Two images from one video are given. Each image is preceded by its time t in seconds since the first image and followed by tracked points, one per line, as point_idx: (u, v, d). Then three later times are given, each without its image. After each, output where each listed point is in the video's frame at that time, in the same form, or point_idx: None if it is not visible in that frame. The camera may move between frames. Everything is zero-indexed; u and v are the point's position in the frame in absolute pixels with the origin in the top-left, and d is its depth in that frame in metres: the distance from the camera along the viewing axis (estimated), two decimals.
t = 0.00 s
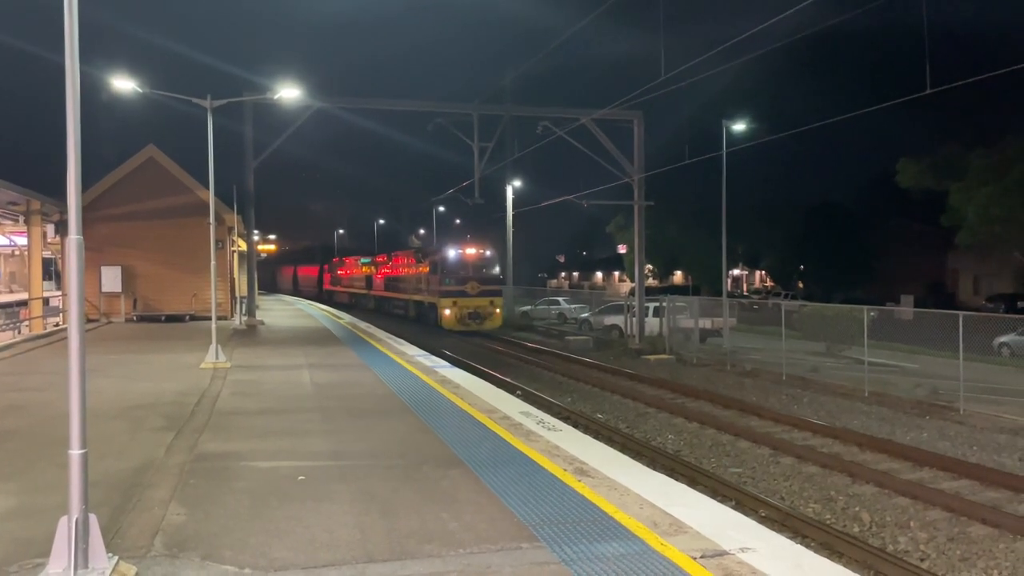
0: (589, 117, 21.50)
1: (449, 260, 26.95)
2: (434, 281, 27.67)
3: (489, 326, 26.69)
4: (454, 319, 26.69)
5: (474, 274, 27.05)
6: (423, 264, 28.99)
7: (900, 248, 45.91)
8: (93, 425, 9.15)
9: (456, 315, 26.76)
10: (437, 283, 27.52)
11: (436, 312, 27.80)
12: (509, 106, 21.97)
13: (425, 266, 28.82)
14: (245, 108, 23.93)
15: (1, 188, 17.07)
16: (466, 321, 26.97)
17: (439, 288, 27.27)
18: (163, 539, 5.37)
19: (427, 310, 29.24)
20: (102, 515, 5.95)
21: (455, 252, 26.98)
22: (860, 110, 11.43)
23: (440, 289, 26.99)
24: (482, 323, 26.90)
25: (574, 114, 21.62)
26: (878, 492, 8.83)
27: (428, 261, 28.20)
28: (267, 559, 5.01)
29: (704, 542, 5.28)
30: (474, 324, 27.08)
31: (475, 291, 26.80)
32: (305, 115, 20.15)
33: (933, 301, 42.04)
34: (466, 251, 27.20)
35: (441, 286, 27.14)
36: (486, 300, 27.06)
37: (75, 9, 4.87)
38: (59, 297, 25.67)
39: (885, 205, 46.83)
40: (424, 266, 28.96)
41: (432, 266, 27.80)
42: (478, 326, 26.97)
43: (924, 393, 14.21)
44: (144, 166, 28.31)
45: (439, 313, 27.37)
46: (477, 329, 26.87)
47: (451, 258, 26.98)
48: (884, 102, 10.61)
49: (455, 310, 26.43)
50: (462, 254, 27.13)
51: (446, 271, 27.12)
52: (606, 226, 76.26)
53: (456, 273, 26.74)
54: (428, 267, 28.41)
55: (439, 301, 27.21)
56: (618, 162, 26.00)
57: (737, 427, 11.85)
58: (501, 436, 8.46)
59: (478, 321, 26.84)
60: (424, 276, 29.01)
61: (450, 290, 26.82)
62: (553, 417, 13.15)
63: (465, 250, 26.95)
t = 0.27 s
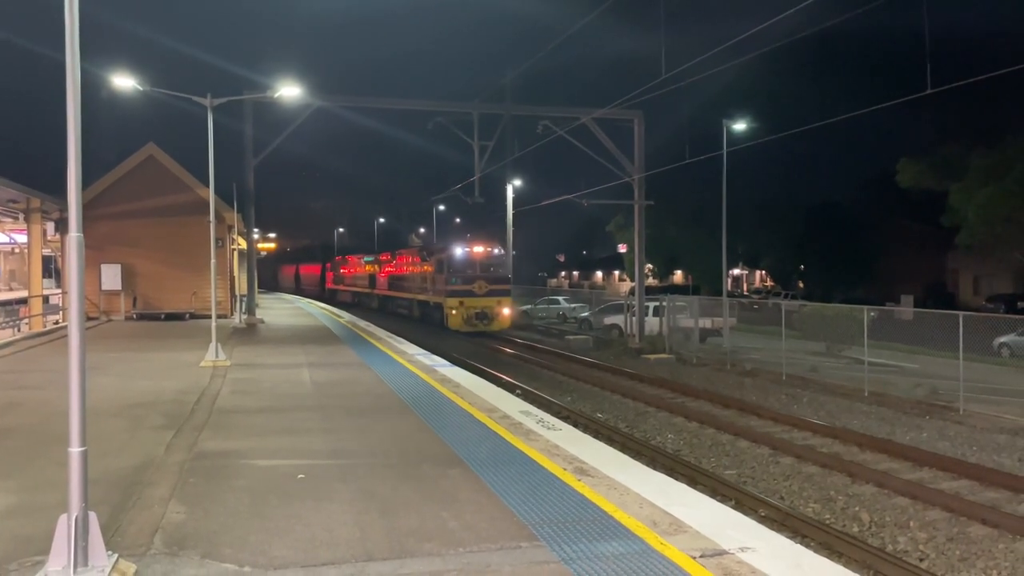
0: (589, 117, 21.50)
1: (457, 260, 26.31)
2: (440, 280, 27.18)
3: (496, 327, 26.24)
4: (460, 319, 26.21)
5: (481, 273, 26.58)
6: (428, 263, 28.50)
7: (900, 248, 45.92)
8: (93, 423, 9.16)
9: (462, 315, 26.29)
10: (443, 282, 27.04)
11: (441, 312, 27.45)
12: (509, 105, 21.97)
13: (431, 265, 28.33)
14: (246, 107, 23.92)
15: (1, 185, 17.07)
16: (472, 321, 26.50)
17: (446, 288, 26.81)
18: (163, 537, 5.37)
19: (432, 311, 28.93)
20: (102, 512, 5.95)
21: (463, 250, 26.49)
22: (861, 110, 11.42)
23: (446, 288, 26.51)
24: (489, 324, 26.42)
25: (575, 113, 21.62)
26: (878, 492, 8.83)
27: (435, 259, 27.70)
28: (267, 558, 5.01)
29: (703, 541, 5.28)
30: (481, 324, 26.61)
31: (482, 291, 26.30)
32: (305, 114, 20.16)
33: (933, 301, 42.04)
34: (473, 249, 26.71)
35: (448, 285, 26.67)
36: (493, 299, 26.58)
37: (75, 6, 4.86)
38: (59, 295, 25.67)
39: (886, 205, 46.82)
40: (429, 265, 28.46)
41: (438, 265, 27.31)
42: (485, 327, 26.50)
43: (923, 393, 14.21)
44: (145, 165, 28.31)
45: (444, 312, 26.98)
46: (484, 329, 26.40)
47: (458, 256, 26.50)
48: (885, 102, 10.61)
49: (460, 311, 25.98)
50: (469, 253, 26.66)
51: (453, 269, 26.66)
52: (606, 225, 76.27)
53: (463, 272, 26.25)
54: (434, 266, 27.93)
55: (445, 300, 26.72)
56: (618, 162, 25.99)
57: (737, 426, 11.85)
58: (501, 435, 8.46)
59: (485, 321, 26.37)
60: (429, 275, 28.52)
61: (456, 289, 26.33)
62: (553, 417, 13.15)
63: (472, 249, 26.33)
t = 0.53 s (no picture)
0: (590, 116, 21.48)
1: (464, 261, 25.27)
2: (447, 280, 26.19)
3: (504, 328, 25.12)
4: (467, 320, 25.17)
5: (489, 271, 25.55)
6: (436, 262, 27.55)
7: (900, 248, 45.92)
8: (92, 421, 9.16)
9: (469, 315, 25.24)
10: (450, 282, 26.05)
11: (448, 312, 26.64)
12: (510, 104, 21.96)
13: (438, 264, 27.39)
14: (246, 105, 23.93)
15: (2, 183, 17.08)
16: (480, 322, 25.41)
17: (452, 287, 25.84)
18: (163, 534, 5.37)
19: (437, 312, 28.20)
20: (101, 510, 5.95)
21: (470, 247, 25.50)
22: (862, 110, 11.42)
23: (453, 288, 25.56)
24: (497, 325, 25.29)
25: (576, 112, 21.62)
26: (878, 492, 8.84)
27: (442, 258, 26.74)
28: (267, 556, 5.01)
29: (703, 541, 5.28)
30: (489, 325, 25.49)
31: (490, 290, 25.27)
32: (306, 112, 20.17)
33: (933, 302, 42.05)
34: (481, 247, 25.77)
35: (454, 284, 25.71)
36: (502, 300, 25.47)
37: (76, 3, 4.86)
38: (59, 293, 25.68)
39: (886, 205, 46.82)
40: (437, 264, 27.51)
41: (445, 264, 26.36)
42: (493, 328, 25.36)
43: (923, 394, 14.21)
44: (145, 162, 28.29)
45: (451, 313, 26.15)
46: (491, 331, 25.31)
47: (465, 254, 25.51)
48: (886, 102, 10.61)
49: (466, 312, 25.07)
50: (477, 250, 25.65)
51: (460, 268, 25.67)
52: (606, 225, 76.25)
53: (470, 270, 25.24)
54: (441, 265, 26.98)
55: (453, 300, 25.74)
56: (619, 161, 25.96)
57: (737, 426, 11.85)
58: (501, 434, 8.46)
59: (493, 322, 25.26)
60: (437, 275, 27.55)
61: (463, 289, 25.35)
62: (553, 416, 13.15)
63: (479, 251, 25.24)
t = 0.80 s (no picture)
0: (590, 115, 21.48)
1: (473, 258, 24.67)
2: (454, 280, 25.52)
3: (513, 329, 24.66)
4: (475, 321, 24.59)
5: (497, 271, 25.01)
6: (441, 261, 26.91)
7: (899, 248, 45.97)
8: (92, 420, 9.15)
9: (478, 317, 24.65)
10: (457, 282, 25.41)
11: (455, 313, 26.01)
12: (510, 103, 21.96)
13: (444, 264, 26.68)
14: (246, 104, 23.94)
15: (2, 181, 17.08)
16: (488, 323, 24.88)
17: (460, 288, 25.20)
18: (162, 534, 5.37)
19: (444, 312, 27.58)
20: (101, 509, 5.95)
21: (478, 247, 24.89)
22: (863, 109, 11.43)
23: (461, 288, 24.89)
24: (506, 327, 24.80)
25: (576, 112, 21.63)
26: (877, 492, 8.84)
27: (448, 257, 26.07)
28: (266, 555, 5.01)
29: (702, 541, 5.28)
30: (497, 326, 24.99)
31: (498, 291, 24.73)
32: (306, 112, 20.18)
33: (933, 302, 42.05)
34: (489, 246, 25.14)
35: (462, 284, 25.06)
36: (510, 300, 24.98)
37: (77, 2, 4.86)
38: (59, 291, 25.68)
39: (886, 206, 46.83)
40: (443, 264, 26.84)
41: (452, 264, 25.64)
42: (501, 329, 24.88)
43: (923, 394, 14.21)
44: (145, 161, 28.27)
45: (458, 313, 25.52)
46: (500, 333, 24.78)
47: (473, 254, 24.90)
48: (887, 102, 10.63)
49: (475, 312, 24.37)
50: (485, 250, 25.06)
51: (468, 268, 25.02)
52: (606, 225, 76.27)
53: (479, 270, 24.65)
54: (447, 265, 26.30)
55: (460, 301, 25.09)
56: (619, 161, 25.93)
57: (736, 426, 11.85)
58: (500, 434, 8.46)
59: (502, 324, 24.74)
60: (443, 275, 26.87)
61: (471, 290, 24.73)
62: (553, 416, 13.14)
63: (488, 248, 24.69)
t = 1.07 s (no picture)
0: (589, 115, 21.48)
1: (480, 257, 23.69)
2: (461, 280, 24.42)
3: (522, 332, 23.56)
4: (482, 323, 23.52)
5: (505, 271, 23.94)
6: (448, 261, 25.86)
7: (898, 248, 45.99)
8: (90, 419, 9.14)
9: (485, 319, 23.56)
10: (464, 282, 24.34)
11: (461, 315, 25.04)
12: (510, 103, 21.97)
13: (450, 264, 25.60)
14: (245, 104, 23.94)
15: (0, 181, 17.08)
16: (496, 326, 23.79)
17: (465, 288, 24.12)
18: (160, 533, 5.37)
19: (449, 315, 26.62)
20: (99, 509, 5.95)
21: (486, 246, 23.82)
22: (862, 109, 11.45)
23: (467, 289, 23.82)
24: (514, 330, 23.68)
25: (575, 112, 21.64)
26: (875, 493, 8.85)
27: (455, 256, 25.00)
28: (264, 555, 5.01)
29: (700, 541, 5.28)
30: (505, 329, 23.87)
31: (507, 292, 23.63)
32: (305, 111, 20.19)
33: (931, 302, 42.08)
34: (497, 245, 24.08)
35: (468, 285, 24.01)
36: (519, 302, 23.87)
37: (76, 1, 4.86)
38: (58, 291, 25.65)
39: (885, 206, 46.86)
40: (449, 264, 25.77)
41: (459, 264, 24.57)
42: (510, 332, 23.77)
43: (921, 394, 14.22)
44: (144, 161, 28.25)
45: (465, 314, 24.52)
46: (508, 336, 23.67)
47: (481, 253, 23.80)
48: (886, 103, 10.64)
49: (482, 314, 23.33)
50: (493, 249, 23.98)
51: (476, 268, 23.94)
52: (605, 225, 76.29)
53: (486, 270, 23.59)
54: (453, 265, 25.21)
55: (466, 302, 24.02)
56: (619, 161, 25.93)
57: (735, 427, 11.86)
58: (499, 434, 8.46)
59: (510, 327, 23.62)
60: (450, 275, 25.78)
61: (478, 290, 23.66)
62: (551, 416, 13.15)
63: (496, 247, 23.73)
